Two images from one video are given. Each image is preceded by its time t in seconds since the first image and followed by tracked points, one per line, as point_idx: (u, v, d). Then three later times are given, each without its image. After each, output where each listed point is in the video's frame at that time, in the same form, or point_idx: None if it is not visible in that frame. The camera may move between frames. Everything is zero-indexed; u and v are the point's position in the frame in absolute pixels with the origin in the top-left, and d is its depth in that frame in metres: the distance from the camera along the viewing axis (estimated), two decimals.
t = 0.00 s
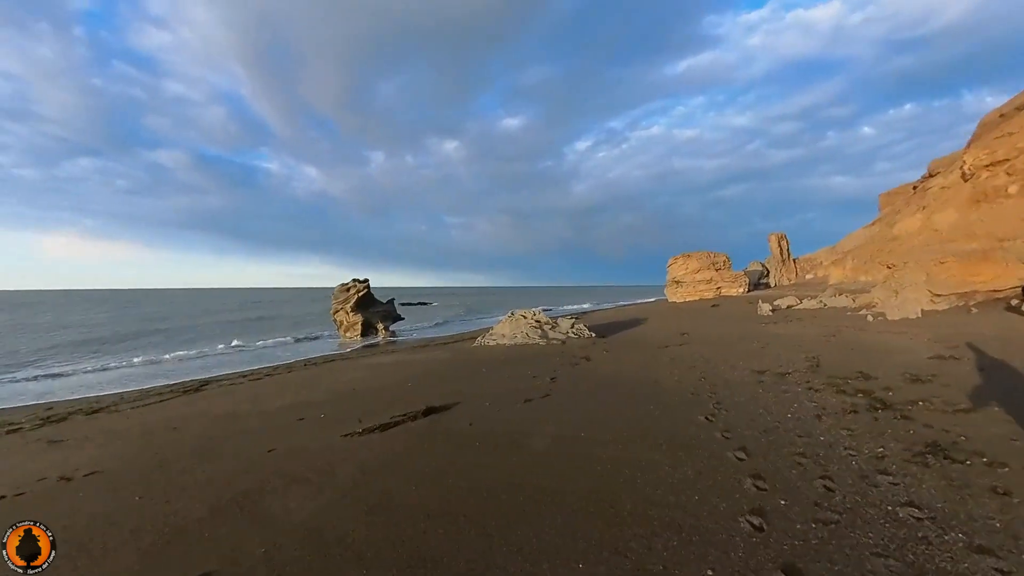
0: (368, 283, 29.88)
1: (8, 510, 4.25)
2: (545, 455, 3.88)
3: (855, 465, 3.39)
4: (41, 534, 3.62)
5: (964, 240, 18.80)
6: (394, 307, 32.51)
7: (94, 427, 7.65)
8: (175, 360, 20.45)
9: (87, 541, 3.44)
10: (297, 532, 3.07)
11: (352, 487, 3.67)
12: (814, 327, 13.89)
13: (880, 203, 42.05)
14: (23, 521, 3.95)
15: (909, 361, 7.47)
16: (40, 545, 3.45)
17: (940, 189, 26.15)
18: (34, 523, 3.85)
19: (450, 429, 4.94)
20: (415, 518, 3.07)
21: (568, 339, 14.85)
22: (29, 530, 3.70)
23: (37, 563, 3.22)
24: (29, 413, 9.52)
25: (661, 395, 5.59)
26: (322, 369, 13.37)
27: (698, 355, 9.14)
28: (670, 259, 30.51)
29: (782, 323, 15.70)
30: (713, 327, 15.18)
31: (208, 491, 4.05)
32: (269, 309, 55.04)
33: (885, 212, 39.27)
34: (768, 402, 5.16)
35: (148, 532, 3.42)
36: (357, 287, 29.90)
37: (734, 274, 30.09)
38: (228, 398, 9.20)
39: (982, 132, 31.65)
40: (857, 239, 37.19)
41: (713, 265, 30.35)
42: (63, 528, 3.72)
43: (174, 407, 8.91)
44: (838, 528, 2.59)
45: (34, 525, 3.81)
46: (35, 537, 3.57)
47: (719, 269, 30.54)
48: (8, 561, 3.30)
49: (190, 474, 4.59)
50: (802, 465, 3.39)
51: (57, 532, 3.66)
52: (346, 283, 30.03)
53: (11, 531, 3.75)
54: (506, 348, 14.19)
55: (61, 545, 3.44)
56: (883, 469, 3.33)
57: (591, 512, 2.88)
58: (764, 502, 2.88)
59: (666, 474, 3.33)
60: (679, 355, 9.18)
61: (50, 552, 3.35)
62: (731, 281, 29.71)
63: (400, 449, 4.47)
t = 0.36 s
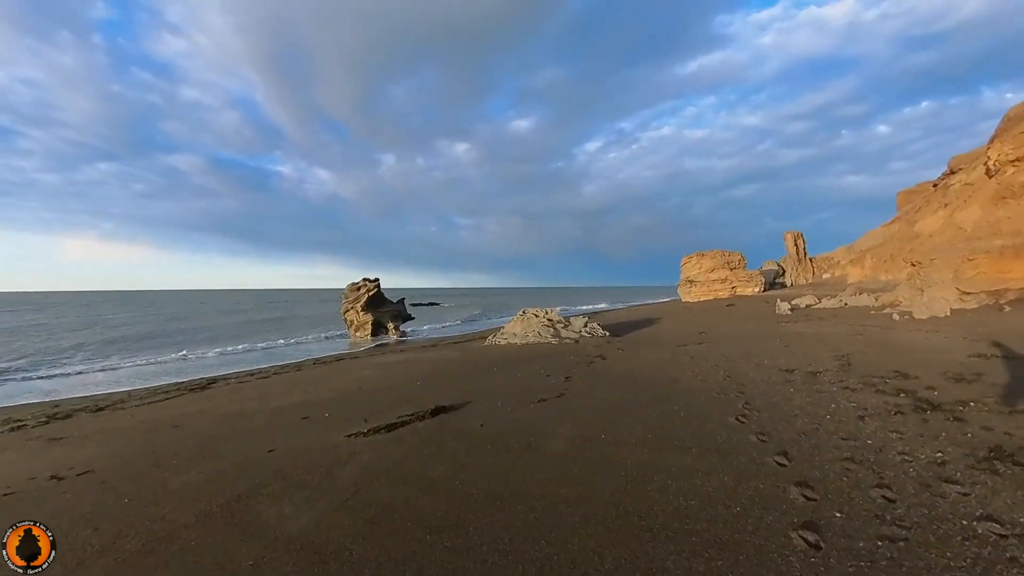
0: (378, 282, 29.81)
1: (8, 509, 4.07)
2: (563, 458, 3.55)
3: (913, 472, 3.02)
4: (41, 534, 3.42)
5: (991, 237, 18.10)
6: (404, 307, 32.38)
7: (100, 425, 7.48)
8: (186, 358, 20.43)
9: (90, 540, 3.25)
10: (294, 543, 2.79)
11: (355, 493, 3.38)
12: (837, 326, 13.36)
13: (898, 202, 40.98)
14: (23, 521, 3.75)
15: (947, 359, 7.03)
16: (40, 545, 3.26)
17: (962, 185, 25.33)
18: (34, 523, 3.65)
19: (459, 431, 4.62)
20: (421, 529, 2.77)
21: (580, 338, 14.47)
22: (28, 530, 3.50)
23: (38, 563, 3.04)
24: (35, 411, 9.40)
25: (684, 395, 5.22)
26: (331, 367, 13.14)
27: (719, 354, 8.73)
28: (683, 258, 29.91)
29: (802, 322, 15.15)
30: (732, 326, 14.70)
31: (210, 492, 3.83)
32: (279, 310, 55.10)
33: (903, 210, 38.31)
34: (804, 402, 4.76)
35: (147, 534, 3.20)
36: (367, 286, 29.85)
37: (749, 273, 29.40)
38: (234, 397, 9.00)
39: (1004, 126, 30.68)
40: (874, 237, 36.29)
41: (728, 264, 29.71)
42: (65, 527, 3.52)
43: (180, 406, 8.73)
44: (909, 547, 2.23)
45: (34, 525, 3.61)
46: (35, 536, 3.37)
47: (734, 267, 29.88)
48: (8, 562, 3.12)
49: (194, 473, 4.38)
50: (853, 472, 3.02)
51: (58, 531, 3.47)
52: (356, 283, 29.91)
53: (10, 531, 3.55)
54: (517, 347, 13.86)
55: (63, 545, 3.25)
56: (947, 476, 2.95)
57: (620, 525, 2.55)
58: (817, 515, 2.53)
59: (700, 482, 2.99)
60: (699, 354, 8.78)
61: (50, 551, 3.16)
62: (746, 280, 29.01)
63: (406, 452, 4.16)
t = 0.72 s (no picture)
0: (388, 285, 29.86)
1: (13, 509, 4.19)
2: (570, 475, 3.39)
3: (948, 497, 2.79)
4: (41, 534, 3.53)
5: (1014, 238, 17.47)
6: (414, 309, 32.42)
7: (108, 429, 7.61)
8: (198, 360, 20.73)
9: (88, 542, 3.35)
10: (283, 564, 2.69)
11: (350, 510, 3.26)
12: (855, 330, 13.00)
13: (917, 201, 39.95)
14: (23, 522, 3.85)
15: (972, 368, 6.71)
16: (40, 545, 3.36)
17: (983, 185, 24.58)
18: (34, 523, 3.75)
19: (463, 442, 4.48)
20: (416, 553, 2.63)
21: (591, 341, 14.27)
22: (28, 530, 3.61)
23: (38, 563, 3.14)
24: (48, 412, 9.59)
25: (698, 404, 5.03)
26: (339, 371, 13.18)
27: (733, 359, 8.50)
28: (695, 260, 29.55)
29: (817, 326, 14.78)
30: (746, 329, 14.42)
31: (207, 498, 3.86)
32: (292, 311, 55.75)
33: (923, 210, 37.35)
34: (826, 414, 4.53)
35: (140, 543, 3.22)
36: (377, 288, 29.92)
37: (763, 274, 28.92)
38: (241, 402, 9.06)
39: None
40: (893, 238, 35.44)
41: (741, 266, 29.25)
42: (64, 529, 3.62)
43: (187, 410, 8.83)
44: None
45: (34, 525, 3.71)
46: (35, 537, 3.48)
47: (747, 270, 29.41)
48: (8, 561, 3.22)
49: (193, 478, 4.43)
50: (882, 496, 2.81)
51: (58, 532, 3.58)
52: (367, 286, 30.04)
53: (10, 531, 3.65)
54: (526, 351, 13.72)
55: (62, 545, 3.35)
56: (985, 503, 2.72)
57: (629, 555, 2.38)
58: (844, 547, 2.33)
59: (715, 505, 2.80)
60: (713, 359, 8.56)
61: (50, 552, 3.27)
62: (760, 282, 28.52)
63: (407, 465, 4.03)
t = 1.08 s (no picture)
0: (395, 286, 29.80)
1: (15, 509, 4.18)
2: (575, 490, 3.15)
3: (997, 522, 2.50)
4: (41, 534, 3.52)
5: None
6: (422, 311, 32.34)
7: (111, 433, 7.56)
8: (206, 362, 20.82)
9: (89, 542, 3.34)
10: None
11: (338, 527, 3.06)
12: (872, 333, 12.59)
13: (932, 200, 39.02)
14: (23, 522, 3.83)
15: (1002, 373, 6.36)
16: (40, 545, 3.35)
17: (1002, 183, 23.95)
18: (34, 524, 3.74)
19: (463, 452, 4.26)
20: None
21: (599, 344, 14.00)
22: (29, 530, 3.60)
23: (38, 563, 3.12)
24: (53, 413, 9.59)
25: (712, 412, 4.75)
26: (344, 373, 13.09)
27: (747, 363, 8.20)
28: (705, 261, 29.12)
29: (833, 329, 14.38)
30: (759, 332, 14.06)
31: (203, 504, 3.79)
32: (300, 313, 55.98)
33: (939, 209, 36.55)
34: (850, 424, 4.23)
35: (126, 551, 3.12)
36: (385, 290, 29.85)
37: (775, 275, 28.39)
38: (243, 407, 8.97)
39: None
40: (908, 238, 34.69)
41: (753, 267, 28.76)
42: (64, 529, 3.61)
43: (191, 414, 8.78)
44: None
45: (34, 526, 3.70)
46: (35, 537, 3.46)
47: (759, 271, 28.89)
48: (8, 560, 3.20)
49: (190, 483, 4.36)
50: (922, 520, 2.53)
51: (58, 532, 3.57)
52: (374, 287, 30.02)
53: (10, 531, 3.64)
54: (533, 354, 13.51)
55: (62, 545, 3.33)
56: None
57: None
58: None
59: (735, 527, 2.54)
60: (725, 363, 8.27)
61: (50, 551, 3.25)
62: (771, 283, 28.00)
63: (403, 476, 3.81)
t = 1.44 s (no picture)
0: (390, 286, 29.35)
1: (10, 511, 4.07)
2: (571, 511, 2.77)
3: None
4: (42, 534, 3.42)
5: None
6: (417, 310, 31.90)
7: (91, 438, 7.25)
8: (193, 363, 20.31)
9: (91, 541, 3.26)
10: None
11: (302, 553, 2.69)
12: (875, 332, 12.28)
13: (928, 200, 38.85)
14: (24, 522, 3.74)
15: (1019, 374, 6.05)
16: (41, 545, 3.26)
17: (998, 182, 23.80)
18: (34, 523, 3.64)
19: (448, 464, 3.87)
20: None
21: (597, 344, 13.65)
22: (29, 530, 3.50)
23: (38, 563, 3.03)
24: (27, 417, 9.16)
25: (720, 417, 4.36)
26: (335, 374, 12.74)
27: (750, 363, 7.83)
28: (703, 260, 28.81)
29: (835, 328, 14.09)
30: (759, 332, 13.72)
31: (197, 504, 3.68)
32: (294, 313, 55.24)
33: (935, 209, 36.44)
34: (871, 427, 3.86)
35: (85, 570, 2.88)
36: (379, 289, 29.39)
37: (773, 275, 28.10)
38: (227, 410, 8.62)
39: None
40: (905, 238, 34.54)
41: (751, 266, 28.47)
42: (65, 529, 3.52)
43: (173, 418, 8.43)
44: None
45: (35, 525, 3.60)
46: (36, 536, 3.37)
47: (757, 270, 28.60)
48: (9, 560, 3.11)
49: (182, 484, 4.20)
50: (976, 550, 2.16)
51: (58, 531, 3.48)
52: (368, 287, 29.55)
53: (10, 531, 3.55)
54: (529, 354, 13.16)
55: (62, 545, 3.25)
56: None
57: None
58: None
59: (758, 560, 2.17)
60: (728, 363, 7.89)
61: (50, 552, 3.16)
62: (770, 283, 27.70)
63: (381, 493, 3.44)
